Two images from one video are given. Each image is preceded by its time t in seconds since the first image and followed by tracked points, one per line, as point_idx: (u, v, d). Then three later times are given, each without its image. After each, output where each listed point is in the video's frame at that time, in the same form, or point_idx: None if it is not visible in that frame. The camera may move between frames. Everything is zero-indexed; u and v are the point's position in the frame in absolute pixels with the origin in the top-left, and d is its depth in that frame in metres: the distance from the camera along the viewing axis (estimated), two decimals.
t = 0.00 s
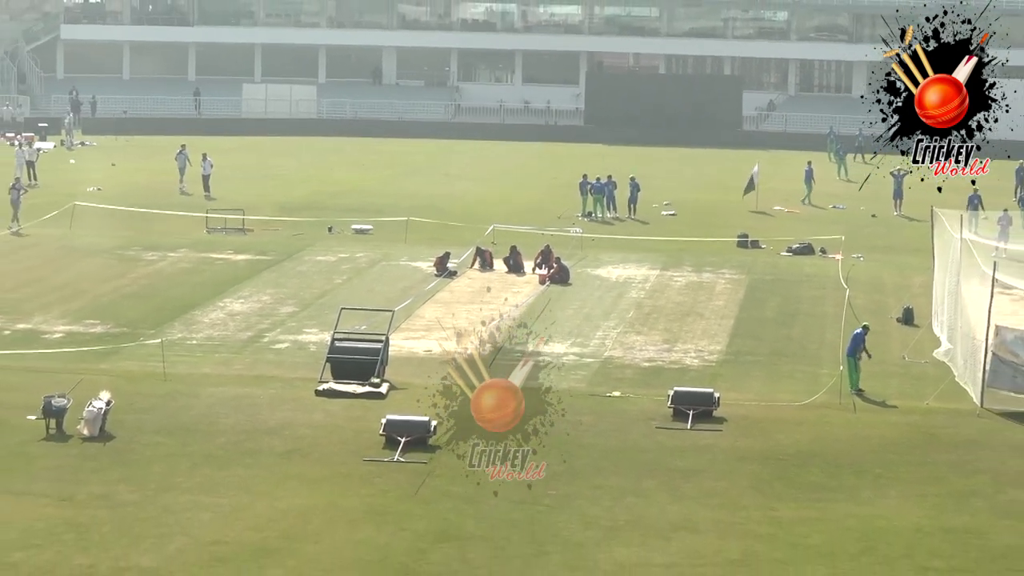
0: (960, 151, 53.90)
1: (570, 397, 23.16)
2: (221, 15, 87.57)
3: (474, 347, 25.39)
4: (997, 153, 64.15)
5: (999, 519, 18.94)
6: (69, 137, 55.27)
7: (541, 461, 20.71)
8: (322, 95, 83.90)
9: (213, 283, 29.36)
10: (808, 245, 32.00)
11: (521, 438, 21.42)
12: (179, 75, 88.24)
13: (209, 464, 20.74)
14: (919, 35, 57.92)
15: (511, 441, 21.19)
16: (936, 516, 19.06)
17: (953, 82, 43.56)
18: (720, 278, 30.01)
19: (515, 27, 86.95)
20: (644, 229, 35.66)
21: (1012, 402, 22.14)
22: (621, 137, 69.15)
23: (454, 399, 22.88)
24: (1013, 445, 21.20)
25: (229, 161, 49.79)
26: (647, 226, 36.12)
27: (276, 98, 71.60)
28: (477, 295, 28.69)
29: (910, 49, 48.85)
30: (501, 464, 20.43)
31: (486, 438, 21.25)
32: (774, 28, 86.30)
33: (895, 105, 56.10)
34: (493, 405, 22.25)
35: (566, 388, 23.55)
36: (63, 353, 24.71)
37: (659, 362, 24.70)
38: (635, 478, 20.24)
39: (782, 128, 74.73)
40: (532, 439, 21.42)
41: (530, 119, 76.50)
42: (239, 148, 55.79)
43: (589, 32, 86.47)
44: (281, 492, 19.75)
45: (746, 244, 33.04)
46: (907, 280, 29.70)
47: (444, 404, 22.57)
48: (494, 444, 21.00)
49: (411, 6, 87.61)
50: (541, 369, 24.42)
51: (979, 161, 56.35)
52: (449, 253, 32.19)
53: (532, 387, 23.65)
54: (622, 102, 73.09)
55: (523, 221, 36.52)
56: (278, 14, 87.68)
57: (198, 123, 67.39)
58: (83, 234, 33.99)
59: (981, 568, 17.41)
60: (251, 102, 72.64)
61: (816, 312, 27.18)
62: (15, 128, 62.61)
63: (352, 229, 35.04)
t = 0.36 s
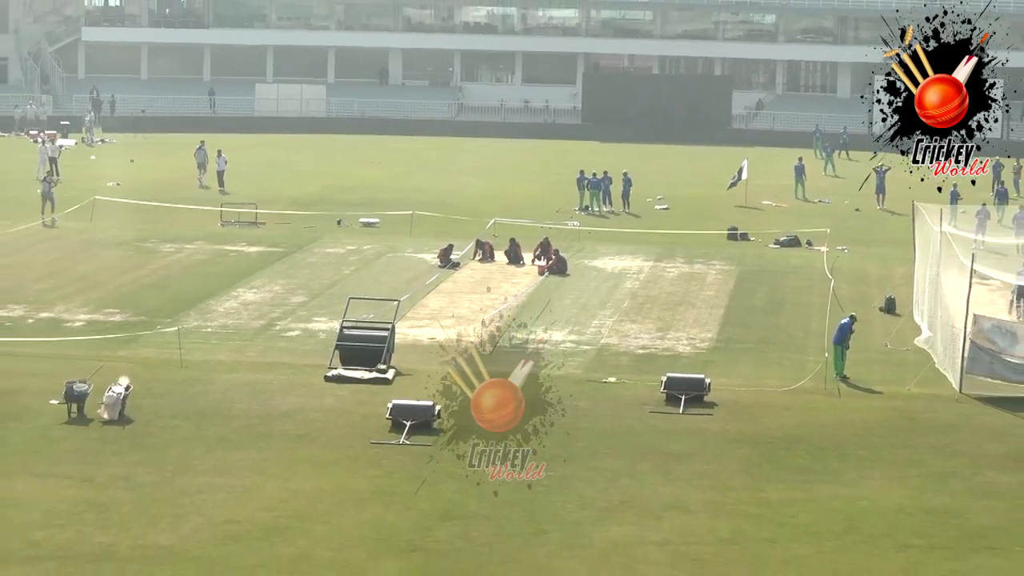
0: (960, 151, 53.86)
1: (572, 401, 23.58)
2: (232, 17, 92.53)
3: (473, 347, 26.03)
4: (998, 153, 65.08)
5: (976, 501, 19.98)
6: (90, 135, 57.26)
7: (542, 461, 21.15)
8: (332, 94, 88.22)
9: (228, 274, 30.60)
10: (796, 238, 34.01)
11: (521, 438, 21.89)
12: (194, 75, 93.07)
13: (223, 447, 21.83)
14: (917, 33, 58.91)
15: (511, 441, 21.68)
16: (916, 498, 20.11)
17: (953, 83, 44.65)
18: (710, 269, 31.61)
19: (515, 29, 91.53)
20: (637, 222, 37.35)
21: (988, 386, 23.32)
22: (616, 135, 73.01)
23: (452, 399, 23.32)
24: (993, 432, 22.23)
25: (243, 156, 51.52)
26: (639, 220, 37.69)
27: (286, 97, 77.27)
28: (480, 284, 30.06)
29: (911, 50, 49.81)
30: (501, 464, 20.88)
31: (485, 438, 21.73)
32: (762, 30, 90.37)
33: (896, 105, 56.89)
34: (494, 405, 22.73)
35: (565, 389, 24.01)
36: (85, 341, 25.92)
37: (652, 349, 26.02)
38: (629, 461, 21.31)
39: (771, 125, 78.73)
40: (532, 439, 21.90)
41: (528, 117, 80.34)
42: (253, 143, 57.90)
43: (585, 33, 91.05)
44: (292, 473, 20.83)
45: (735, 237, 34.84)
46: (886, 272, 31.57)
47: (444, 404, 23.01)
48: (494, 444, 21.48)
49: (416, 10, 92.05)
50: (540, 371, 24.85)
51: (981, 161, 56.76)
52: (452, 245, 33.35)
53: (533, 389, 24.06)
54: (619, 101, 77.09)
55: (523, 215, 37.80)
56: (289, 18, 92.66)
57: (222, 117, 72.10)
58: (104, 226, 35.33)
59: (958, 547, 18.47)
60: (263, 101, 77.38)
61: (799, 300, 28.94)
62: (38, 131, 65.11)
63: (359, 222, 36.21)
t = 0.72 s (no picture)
0: (960, 151, 54.34)
1: (569, 403, 24.32)
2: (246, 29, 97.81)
3: (472, 346, 26.80)
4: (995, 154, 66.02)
5: (955, 488, 21.05)
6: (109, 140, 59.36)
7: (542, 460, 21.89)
8: (342, 100, 92.15)
9: (241, 271, 31.86)
10: (782, 237, 35.42)
11: (521, 438, 22.63)
12: (210, 81, 96.98)
13: (236, 437, 22.96)
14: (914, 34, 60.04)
15: (511, 441, 22.39)
16: (898, 485, 21.19)
17: (953, 83, 45.47)
18: (701, 267, 33.00)
19: (515, 40, 96.79)
20: (631, 221, 38.86)
21: (966, 378, 24.61)
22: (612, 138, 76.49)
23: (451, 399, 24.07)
24: (974, 424, 23.32)
25: (256, 158, 53.21)
26: (631, 220, 39.10)
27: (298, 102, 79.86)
28: (481, 282, 31.36)
29: (913, 48, 50.60)
30: (501, 464, 21.56)
31: (485, 438, 22.50)
32: (750, 39, 96.78)
33: (898, 105, 57.47)
34: (493, 406, 23.30)
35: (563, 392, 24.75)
36: (104, 336, 27.16)
37: (646, 343, 27.29)
38: (624, 450, 22.45)
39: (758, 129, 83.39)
40: (531, 440, 22.62)
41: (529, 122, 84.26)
42: (265, 146, 59.99)
43: (581, 42, 96.17)
44: (303, 462, 21.96)
45: (726, 237, 36.33)
46: (869, 268, 33.02)
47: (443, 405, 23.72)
48: (495, 444, 22.18)
49: (419, 19, 97.83)
50: (540, 373, 25.61)
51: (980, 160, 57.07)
52: (455, 243, 34.54)
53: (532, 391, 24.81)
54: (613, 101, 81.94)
55: (522, 215, 39.11)
56: (299, 27, 98.99)
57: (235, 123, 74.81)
58: (122, 225, 36.67)
59: (938, 532, 19.55)
60: (277, 106, 81.19)
61: (787, 296, 30.29)
62: (59, 136, 67.66)
63: (367, 222, 37.40)
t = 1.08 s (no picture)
0: (960, 151, 55.29)
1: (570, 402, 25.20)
2: (274, 37, 99.66)
3: (471, 346, 27.88)
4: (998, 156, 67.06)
5: (953, 478, 22.15)
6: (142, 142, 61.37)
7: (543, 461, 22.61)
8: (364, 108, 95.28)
9: (268, 270, 33.23)
10: (785, 237, 36.66)
11: (521, 438, 23.42)
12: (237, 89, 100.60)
13: (265, 428, 24.16)
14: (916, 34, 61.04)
15: (511, 441, 23.17)
16: (897, 475, 22.29)
17: (953, 83, 46.51)
18: (710, 266, 34.26)
19: (531, 48, 99.14)
20: (642, 222, 40.16)
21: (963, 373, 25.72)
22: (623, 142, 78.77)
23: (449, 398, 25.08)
24: (972, 418, 24.41)
25: (280, 162, 55.05)
26: (640, 220, 40.44)
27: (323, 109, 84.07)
28: (498, 280, 32.64)
29: (913, 48, 51.74)
30: (501, 465, 22.30)
31: (485, 438, 23.34)
32: (756, 48, 98.27)
33: (896, 105, 58.54)
34: (492, 410, 24.26)
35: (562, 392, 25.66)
36: (140, 332, 28.51)
37: (656, 339, 28.52)
38: (634, 440, 23.59)
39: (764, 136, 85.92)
40: (530, 440, 23.39)
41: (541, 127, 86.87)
42: (291, 152, 62.03)
43: (595, 51, 98.49)
44: (328, 452, 23.13)
45: (732, 236, 37.52)
46: (870, 267, 34.17)
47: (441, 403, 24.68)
48: (494, 445, 22.95)
49: (439, 29, 99.67)
50: (539, 372, 26.61)
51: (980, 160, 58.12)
52: (473, 244, 35.83)
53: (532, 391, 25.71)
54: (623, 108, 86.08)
55: (535, 216, 40.47)
56: (325, 37, 99.95)
57: (262, 133, 77.94)
58: (153, 225, 38.15)
59: (935, 520, 20.65)
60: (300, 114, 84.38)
61: (792, 294, 31.50)
62: (93, 142, 70.17)
63: (388, 223, 38.70)
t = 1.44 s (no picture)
0: (960, 151, 55.87)
1: (569, 404, 26.06)
2: (289, 47, 106.41)
3: (473, 347, 28.88)
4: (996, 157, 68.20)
5: (941, 470, 23.24)
6: (163, 148, 63.58)
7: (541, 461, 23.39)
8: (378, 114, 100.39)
9: (284, 270, 34.63)
10: (780, 239, 37.94)
11: (521, 439, 24.19)
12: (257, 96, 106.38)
13: (282, 421, 25.34)
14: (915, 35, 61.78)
15: (511, 441, 23.95)
16: (887, 467, 23.37)
17: (952, 83, 47.23)
18: (707, 266, 35.57)
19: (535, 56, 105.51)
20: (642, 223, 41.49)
21: (949, 368, 26.88)
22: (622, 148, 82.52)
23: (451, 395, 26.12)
24: (961, 412, 25.51)
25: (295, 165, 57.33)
26: (641, 221, 41.83)
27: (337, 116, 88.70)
28: (504, 279, 33.92)
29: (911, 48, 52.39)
30: (501, 465, 23.04)
31: (485, 438, 24.16)
32: (752, 57, 103.82)
33: (894, 105, 59.44)
34: (493, 410, 25.04)
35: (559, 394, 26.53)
36: (163, 328, 29.84)
37: (655, 335, 29.74)
38: (635, 433, 24.73)
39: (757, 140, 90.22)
40: (530, 440, 24.15)
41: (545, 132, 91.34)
42: (307, 156, 64.60)
43: (597, 60, 104.95)
44: (342, 443, 24.27)
45: (728, 238, 38.79)
46: (860, 267, 35.38)
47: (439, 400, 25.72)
48: (495, 445, 23.72)
49: (448, 39, 105.96)
50: (539, 372, 27.58)
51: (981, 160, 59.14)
52: (480, 245, 37.12)
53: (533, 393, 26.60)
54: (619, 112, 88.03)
55: (540, 217, 41.95)
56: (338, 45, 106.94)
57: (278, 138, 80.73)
58: (174, 226, 39.75)
59: (922, 509, 21.73)
60: (315, 120, 89.25)
61: (785, 292, 32.79)
62: (118, 146, 73.35)
63: (399, 224, 40.10)
